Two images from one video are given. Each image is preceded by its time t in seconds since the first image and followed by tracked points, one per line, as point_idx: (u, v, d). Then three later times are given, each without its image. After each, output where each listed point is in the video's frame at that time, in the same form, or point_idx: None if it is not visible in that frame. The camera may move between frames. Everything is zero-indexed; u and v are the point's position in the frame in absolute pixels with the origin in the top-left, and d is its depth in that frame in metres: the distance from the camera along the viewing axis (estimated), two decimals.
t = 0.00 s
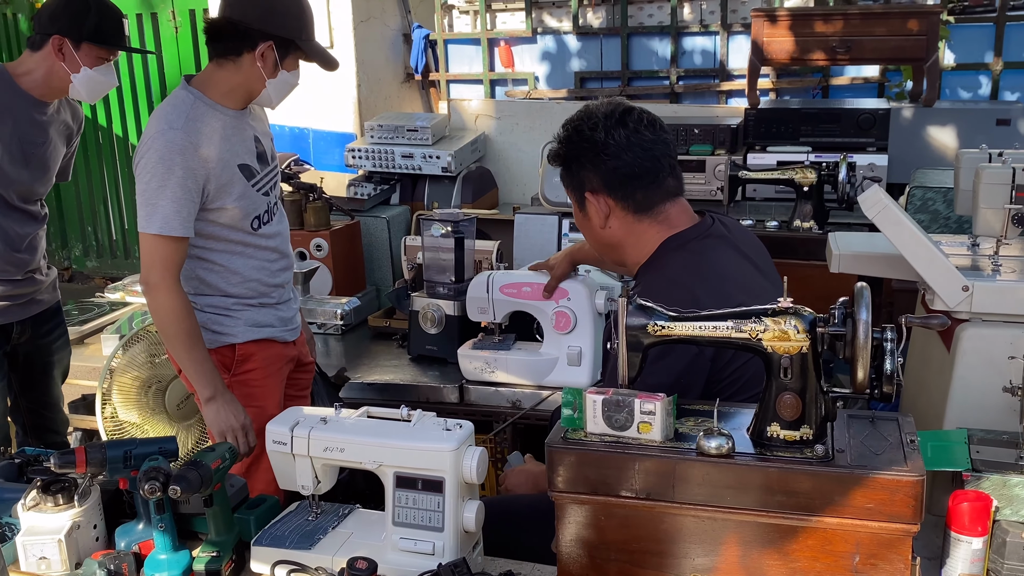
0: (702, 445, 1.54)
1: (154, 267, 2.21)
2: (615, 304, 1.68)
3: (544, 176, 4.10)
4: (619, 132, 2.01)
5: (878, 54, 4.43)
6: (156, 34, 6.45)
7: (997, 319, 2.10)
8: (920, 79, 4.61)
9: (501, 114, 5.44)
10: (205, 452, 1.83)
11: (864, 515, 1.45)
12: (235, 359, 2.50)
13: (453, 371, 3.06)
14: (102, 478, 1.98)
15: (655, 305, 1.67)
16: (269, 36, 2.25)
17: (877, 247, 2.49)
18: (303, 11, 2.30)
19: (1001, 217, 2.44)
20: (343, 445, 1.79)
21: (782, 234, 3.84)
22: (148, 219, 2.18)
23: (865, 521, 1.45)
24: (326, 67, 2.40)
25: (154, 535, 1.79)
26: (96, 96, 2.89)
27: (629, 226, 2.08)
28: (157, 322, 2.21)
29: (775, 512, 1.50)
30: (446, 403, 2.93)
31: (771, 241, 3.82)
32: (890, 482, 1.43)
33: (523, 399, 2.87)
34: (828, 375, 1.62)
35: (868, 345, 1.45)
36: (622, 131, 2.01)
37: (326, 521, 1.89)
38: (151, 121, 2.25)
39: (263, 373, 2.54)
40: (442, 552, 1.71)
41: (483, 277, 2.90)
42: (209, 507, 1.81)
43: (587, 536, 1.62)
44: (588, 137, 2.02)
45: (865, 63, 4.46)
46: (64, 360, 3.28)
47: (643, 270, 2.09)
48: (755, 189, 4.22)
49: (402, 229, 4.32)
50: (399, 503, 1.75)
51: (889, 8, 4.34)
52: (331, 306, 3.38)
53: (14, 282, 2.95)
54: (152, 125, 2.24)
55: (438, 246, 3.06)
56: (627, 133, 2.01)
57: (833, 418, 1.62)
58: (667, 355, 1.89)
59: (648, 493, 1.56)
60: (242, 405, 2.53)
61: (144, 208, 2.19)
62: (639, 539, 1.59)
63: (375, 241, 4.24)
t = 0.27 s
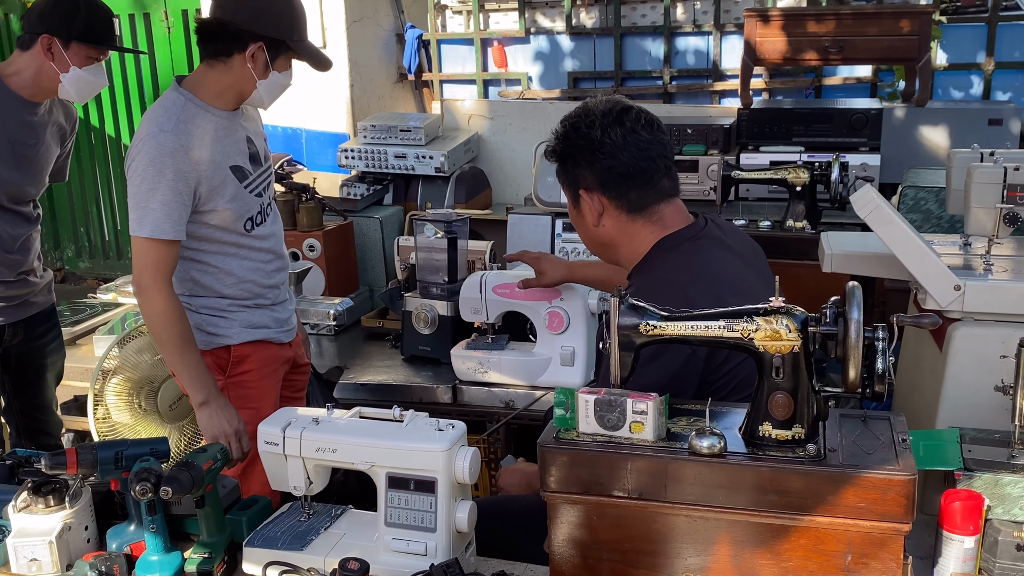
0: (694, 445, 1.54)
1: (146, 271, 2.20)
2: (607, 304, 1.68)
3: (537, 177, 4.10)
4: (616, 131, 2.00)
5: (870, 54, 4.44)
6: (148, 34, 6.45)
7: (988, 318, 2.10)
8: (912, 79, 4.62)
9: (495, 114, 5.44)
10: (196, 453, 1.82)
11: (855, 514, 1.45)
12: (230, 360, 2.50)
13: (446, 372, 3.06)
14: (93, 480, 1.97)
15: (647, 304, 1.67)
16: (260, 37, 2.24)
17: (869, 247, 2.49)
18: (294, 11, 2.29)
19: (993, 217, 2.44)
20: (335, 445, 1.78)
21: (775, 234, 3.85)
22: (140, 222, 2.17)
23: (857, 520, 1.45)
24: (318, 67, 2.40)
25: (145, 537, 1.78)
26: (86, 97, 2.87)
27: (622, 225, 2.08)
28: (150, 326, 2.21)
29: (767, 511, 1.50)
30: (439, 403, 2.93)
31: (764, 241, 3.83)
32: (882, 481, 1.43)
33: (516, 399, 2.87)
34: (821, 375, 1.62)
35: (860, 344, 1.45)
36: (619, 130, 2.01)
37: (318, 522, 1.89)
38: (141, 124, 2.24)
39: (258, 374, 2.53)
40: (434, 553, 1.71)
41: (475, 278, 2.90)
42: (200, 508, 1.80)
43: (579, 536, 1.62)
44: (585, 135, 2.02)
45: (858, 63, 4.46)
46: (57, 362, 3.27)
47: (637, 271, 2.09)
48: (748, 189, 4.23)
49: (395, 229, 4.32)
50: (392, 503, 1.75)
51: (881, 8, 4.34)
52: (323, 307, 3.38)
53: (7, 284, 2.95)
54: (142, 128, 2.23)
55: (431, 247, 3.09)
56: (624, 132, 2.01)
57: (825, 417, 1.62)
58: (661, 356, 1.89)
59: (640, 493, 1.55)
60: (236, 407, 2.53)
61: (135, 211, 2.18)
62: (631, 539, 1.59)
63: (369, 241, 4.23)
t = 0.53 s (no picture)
0: (689, 445, 1.54)
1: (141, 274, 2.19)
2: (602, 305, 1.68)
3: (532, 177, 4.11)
4: (611, 131, 2.01)
5: (864, 54, 4.45)
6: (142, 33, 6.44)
7: (982, 318, 2.11)
8: (906, 79, 4.63)
9: (490, 114, 5.44)
10: (191, 454, 1.82)
11: (849, 514, 1.46)
12: (226, 361, 2.50)
13: (441, 372, 3.06)
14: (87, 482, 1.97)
15: (642, 305, 1.68)
16: (254, 39, 2.24)
17: (864, 247, 2.49)
18: (289, 12, 2.28)
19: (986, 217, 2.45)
20: (330, 446, 1.78)
21: (770, 235, 3.86)
22: (135, 225, 2.17)
23: (851, 520, 1.46)
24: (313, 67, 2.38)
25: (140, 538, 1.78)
26: (70, 99, 2.85)
27: (615, 225, 2.08)
28: (144, 330, 2.20)
29: (761, 512, 1.50)
30: (434, 404, 2.93)
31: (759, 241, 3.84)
32: (876, 481, 1.43)
33: (512, 399, 2.87)
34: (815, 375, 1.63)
35: (854, 345, 1.45)
36: (614, 130, 2.01)
37: (314, 523, 1.88)
38: (136, 127, 2.24)
39: (254, 376, 2.53)
40: (430, 553, 1.71)
41: (471, 278, 2.91)
42: (195, 509, 1.80)
43: (574, 537, 1.62)
44: (581, 135, 2.02)
45: (852, 63, 4.47)
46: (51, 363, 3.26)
47: (630, 269, 2.09)
48: (743, 189, 4.23)
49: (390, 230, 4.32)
50: (387, 504, 1.75)
51: (875, 8, 4.36)
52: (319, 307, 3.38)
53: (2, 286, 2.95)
54: (137, 130, 2.23)
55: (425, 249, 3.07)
56: (619, 132, 2.01)
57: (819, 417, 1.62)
58: (653, 355, 1.89)
59: (635, 493, 1.56)
60: (231, 408, 2.52)
61: (131, 214, 2.18)
62: (626, 539, 1.59)
63: (363, 241, 4.23)
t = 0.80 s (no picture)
0: (684, 445, 1.54)
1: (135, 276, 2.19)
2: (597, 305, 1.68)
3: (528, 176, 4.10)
4: (605, 127, 2.00)
5: (859, 54, 4.45)
6: (136, 32, 6.42)
7: (977, 318, 2.12)
8: (901, 79, 4.64)
9: (485, 114, 5.43)
10: (186, 455, 1.82)
11: (844, 514, 1.46)
12: (221, 362, 2.49)
13: (437, 372, 3.06)
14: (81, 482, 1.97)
15: (637, 305, 1.67)
16: (251, 40, 2.23)
17: (859, 247, 2.50)
18: (288, 15, 2.27)
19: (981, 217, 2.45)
20: (325, 446, 1.78)
21: (766, 234, 3.86)
22: (130, 227, 2.16)
23: (846, 520, 1.46)
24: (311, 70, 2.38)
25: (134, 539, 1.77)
26: (58, 102, 2.82)
27: (608, 219, 2.08)
28: (138, 331, 2.19)
29: (757, 511, 1.50)
30: (430, 404, 2.93)
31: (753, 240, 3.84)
32: (871, 481, 1.43)
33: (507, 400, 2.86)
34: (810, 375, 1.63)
35: (849, 345, 1.45)
36: (609, 125, 2.01)
37: (309, 523, 1.88)
38: (132, 128, 2.23)
39: (248, 376, 2.52)
40: (425, 553, 1.71)
41: (466, 279, 2.90)
42: (190, 509, 1.80)
43: (569, 537, 1.62)
44: (575, 129, 2.02)
45: (847, 63, 4.48)
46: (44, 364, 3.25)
47: (622, 264, 2.09)
48: (738, 189, 4.24)
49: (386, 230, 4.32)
50: (382, 504, 1.75)
51: (870, 8, 4.36)
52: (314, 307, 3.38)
53: None
54: (133, 131, 2.22)
55: (420, 250, 3.13)
56: (613, 127, 2.01)
57: (814, 416, 1.62)
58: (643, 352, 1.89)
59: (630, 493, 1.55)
60: (226, 408, 2.52)
61: (126, 216, 2.17)
62: (621, 539, 1.59)
63: (358, 241, 4.23)
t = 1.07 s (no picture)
0: (680, 445, 1.54)
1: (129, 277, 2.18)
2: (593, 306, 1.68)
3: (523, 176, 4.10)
4: (594, 117, 2.04)
5: (854, 54, 4.46)
6: (129, 32, 6.40)
7: (971, 318, 2.12)
8: (895, 79, 4.65)
9: (480, 114, 5.43)
10: (181, 456, 1.81)
11: (840, 514, 1.46)
12: (215, 362, 2.48)
13: (432, 372, 3.06)
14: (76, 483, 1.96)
15: (633, 306, 1.68)
16: (249, 43, 2.22)
17: (853, 247, 2.51)
18: (288, 20, 2.27)
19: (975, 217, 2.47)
20: (320, 447, 1.77)
21: (761, 234, 3.86)
22: (125, 228, 2.15)
23: (842, 520, 1.46)
24: (309, 73, 2.38)
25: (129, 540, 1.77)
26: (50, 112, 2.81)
27: (590, 205, 2.08)
28: (131, 332, 2.19)
29: (753, 512, 1.50)
30: (426, 403, 2.93)
31: (748, 240, 3.85)
32: (866, 481, 1.43)
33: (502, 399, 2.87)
34: (804, 375, 1.63)
35: (844, 345, 1.46)
36: (598, 116, 2.05)
37: (304, 524, 1.88)
38: (128, 129, 2.23)
39: (243, 377, 2.52)
40: (420, 554, 1.70)
41: (461, 278, 2.90)
42: (185, 511, 1.79)
43: (565, 537, 1.62)
44: (567, 117, 2.06)
45: (842, 63, 4.49)
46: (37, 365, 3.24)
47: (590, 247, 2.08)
48: (732, 189, 4.25)
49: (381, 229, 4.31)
50: (377, 505, 1.75)
51: (865, 9, 4.37)
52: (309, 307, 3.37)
53: None
54: (129, 132, 2.22)
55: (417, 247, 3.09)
56: (602, 118, 2.04)
57: (809, 417, 1.63)
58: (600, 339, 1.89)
59: (626, 493, 1.56)
60: (219, 409, 2.51)
61: (120, 217, 2.16)
62: (616, 539, 1.59)
63: (353, 241, 4.22)
